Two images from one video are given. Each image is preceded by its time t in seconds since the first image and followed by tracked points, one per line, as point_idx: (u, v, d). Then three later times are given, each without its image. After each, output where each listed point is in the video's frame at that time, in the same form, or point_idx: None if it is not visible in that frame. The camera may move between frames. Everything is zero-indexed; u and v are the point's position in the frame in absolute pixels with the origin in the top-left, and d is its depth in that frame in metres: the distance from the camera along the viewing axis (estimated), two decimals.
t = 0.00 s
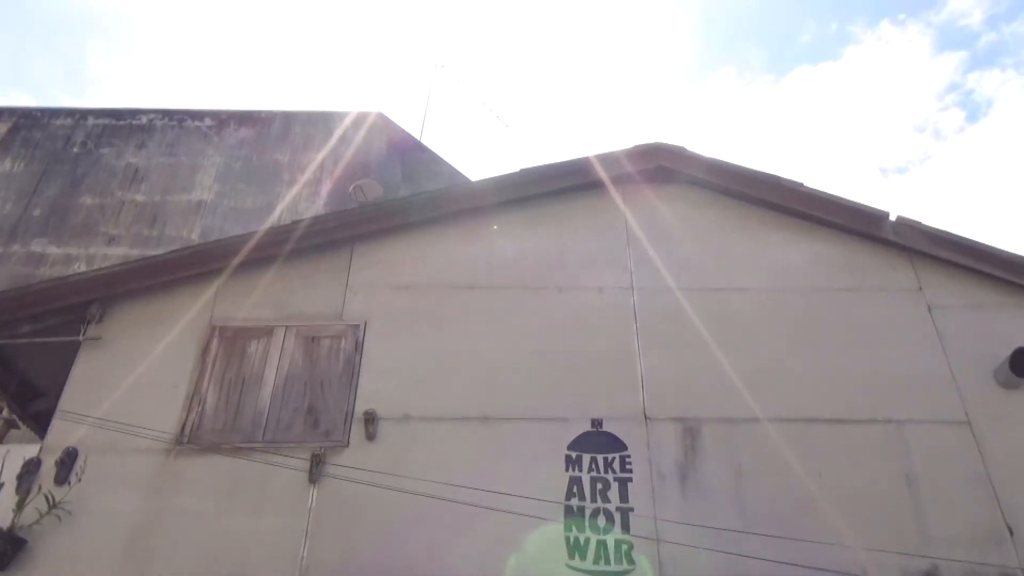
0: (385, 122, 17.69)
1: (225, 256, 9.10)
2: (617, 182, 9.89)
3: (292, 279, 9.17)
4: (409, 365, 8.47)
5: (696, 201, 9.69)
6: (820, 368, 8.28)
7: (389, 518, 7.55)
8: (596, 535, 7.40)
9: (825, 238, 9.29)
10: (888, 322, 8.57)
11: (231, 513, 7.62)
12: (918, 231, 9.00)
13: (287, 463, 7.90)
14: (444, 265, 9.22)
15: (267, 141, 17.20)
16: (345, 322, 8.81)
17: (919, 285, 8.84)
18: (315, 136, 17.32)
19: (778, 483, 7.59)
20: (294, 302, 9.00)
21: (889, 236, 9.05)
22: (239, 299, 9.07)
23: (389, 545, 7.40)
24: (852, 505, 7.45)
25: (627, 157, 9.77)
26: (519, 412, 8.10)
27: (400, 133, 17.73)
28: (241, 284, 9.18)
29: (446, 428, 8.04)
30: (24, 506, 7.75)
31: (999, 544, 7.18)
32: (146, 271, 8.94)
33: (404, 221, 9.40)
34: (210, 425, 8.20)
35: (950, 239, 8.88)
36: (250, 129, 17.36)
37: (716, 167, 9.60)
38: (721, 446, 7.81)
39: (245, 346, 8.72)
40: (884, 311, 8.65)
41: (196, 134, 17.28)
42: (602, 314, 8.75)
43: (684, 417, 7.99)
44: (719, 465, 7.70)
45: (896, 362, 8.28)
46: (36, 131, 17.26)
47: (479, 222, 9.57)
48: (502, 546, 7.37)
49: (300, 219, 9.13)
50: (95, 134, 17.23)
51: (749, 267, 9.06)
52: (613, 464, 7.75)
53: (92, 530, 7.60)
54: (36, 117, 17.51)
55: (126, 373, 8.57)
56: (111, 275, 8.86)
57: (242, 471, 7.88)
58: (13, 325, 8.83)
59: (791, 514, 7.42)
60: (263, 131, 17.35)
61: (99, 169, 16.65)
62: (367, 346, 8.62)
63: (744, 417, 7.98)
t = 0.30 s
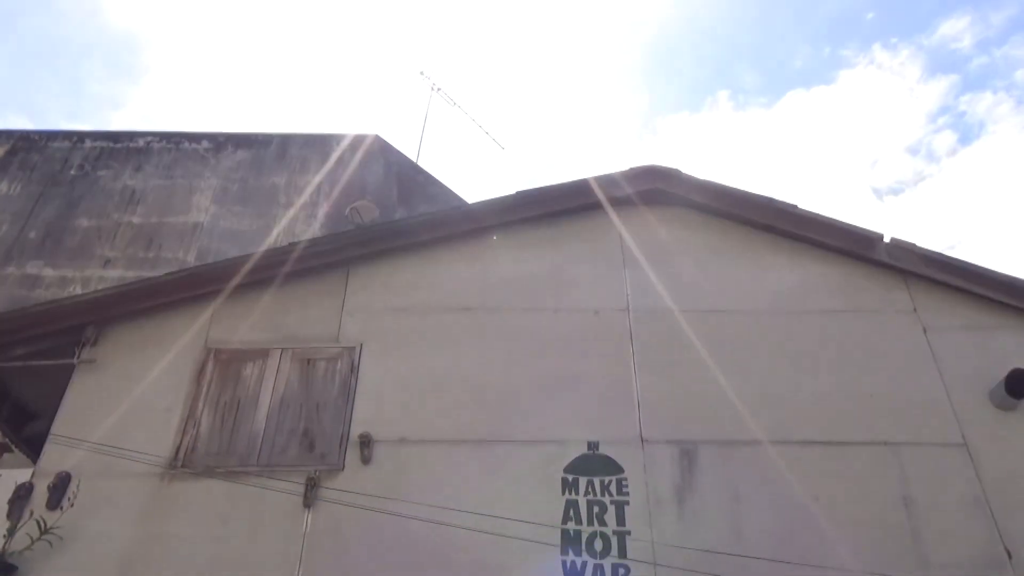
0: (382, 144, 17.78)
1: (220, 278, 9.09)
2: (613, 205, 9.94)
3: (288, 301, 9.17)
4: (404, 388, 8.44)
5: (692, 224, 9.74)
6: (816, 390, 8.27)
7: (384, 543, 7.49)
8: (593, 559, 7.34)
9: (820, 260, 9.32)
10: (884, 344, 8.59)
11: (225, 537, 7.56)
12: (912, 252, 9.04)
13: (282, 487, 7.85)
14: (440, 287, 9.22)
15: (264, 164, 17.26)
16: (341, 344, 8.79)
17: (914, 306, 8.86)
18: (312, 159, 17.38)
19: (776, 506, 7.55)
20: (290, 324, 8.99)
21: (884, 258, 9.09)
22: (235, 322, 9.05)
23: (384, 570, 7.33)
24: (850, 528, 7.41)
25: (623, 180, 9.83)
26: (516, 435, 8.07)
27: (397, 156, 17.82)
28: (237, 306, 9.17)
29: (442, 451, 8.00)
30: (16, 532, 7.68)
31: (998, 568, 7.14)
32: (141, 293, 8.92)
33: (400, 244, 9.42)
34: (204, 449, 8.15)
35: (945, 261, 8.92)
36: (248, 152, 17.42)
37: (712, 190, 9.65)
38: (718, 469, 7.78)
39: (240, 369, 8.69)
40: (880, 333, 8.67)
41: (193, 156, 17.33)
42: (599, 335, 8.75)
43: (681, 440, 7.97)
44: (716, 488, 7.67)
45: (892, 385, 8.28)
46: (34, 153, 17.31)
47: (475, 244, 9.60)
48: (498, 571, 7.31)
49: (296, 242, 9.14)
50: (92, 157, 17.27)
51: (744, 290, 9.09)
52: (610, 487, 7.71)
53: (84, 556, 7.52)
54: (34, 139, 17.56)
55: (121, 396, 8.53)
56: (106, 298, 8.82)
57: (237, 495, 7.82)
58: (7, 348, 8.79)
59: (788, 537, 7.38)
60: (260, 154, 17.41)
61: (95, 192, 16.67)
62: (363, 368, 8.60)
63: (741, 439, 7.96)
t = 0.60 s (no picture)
0: (379, 159, 17.83)
1: (216, 292, 9.07)
2: (610, 219, 9.96)
3: (284, 315, 9.16)
4: (401, 402, 8.43)
5: (688, 238, 9.77)
6: (812, 403, 8.27)
7: (380, 558, 7.45)
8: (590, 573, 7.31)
9: (815, 273, 9.35)
10: (879, 357, 8.60)
11: (220, 553, 7.50)
12: (907, 266, 9.07)
13: (277, 502, 7.81)
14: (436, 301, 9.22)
15: (261, 178, 17.28)
16: (337, 358, 8.78)
17: (909, 319, 8.89)
18: (308, 173, 17.41)
19: (773, 520, 7.53)
20: (286, 338, 8.98)
21: (879, 272, 9.12)
22: (231, 336, 9.03)
23: None
24: (847, 542, 7.39)
25: (620, 194, 9.87)
26: (513, 449, 8.05)
27: (394, 170, 17.86)
28: (233, 320, 9.15)
29: (439, 465, 7.97)
30: (8, 548, 7.60)
31: None
32: (136, 307, 8.90)
33: (396, 258, 9.43)
34: (199, 464, 8.11)
35: (940, 275, 8.94)
36: (244, 166, 17.44)
37: (707, 204, 9.68)
38: (716, 482, 7.76)
39: (235, 383, 8.67)
40: (875, 346, 8.68)
41: (189, 171, 17.34)
42: (595, 349, 8.75)
43: (678, 453, 7.96)
44: (713, 502, 7.65)
45: (888, 398, 8.29)
46: (30, 168, 17.30)
47: (472, 258, 9.60)
48: None
49: (292, 256, 9.14)
50: (88, 171, 17.27)
51: (740, 303, 9.10)
52: (607, 501, 7.68)
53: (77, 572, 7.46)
54: (30, 154, 17.56)
55: (115, 411, 8.49)
56: (100, 312, 8.81)
57: (232, 510, 7.78)
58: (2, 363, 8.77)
59: (786, 551, 7.36)
60: (256, 168, 17.43)
61: (92, 206, 16.67)
62: (359, 382, 8.58)
63: (738, 453, 7.95)
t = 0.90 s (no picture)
0: (376, 151, 17.79)
1: (213, 284, 9.07)
2: (608, 210, 9.95)
3: (281, 307, 9.15)
4: (399, 393, 8.44)
5: (685, 229, 9.77)
6: (809, 393, 8.30)
7: (378, 548, 7.47)
8: (588, 563, 7.34)
9: (813, 264, 9.36)
10: (876, 347, 8.62)
11: (219, 544, 7.52)
12: (904, 256, 9.08)
13: (275, 493, 7.82)
14: (434, 292, 9.22)
15: (257, 170, 17.23)
16: (334, 350, 8.78)
17: (906, 310, 8.90)
18: (305, 165, 17.36)
19: (770, 509, 7.56)
20: (283, 330, 8.97)
21: (876, 262, 9.14)
22: (228, 328, 9.03)
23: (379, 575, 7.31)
24: (843, 531, 7.43)
25: (617, 185, 9.86)
26: (510, 440, 8.07)
27: (391, 161, 17.82)
28: (230, 312, 9.14)
29: (437, 456, 7.99)
30: (6, 539, 7.61)
31: (992, 570, 7.17)
32: (134, 299, 8.89)
33: (394, 249, 9.42)
34: (197, 455, 8.12)
35: (937, 265, 8.96)
36: (241, 158, 17.39)
37: (705, 195, 9.68)
38: (713, 472, 7.79)
39: (233, 375, 8.67)
40: (872, 337, 8.70)
41: (186, 162, 17.29)
42: (593, 340, 8.76)
43: (676, 444, 7.98)
44: (711, 492, 7.68)
45: (885, 388, 8.31)
46: (26, 160, 17.25)
47: (469, 249, 9.60)
48: None
49: (290, 248, 9.14)
50: (84, 163, 17.21)
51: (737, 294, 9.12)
52: (605, 491, 7.71)
53: (76, 563, 7.48)
54: (25, 146, 17.49)
55: (113, 403, 8.49)
56: (98, 305, 8.81)
57: (230, 501, 7.79)
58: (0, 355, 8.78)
59: (783, 540, 7.39)
60: (253, 160, 17.38)
61: (88, 198, 16.62)
62: (357, 373, 8.59)
63: (734, 443, 7.97)
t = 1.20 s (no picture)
0: (375, 135, 17.72)
1: (213, 268, 9.06)
2: (607, 195, 9.93)
3: (280, 291, 9.15)
4: (398, 378, 8.45)
5: (685, 214, 9.75)
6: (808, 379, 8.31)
7: (377, 532, 7.51)
8: (586, 546, 7.38)
9: (812, 250, 9.35)
10: (875, 333, 8.63)
11: (219, 527, 7.56)
12: (904, 242, 9.08)
13: (275, 477, 7.85)
14: (433, 277, 9.21)
15: (256, 154, 17.17)
16: (333, 334, 8.79)
17: (905, 296, 8.90)
18: (304, 149, 17.31)
19: (768, 494, 7.59)
20: (283, 314, 8.97)
21: (876, 248, 9.13)
22: (228, 312, 9.03)
23: (378, 558, 7.35)
24: (840, 516, 7.46)
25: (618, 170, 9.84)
26: (509, 424, 8.09)
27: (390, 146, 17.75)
28: (230, 296, 9.14)
29: (436, 440, 8.01)
30: (8, 522, 7.64)
31: (988, 555, 7.21)
32: (134, 283, 8.89)
33: (393, 234, 9.40)
34: (197, 439, 8.14)
35: (937, 251, 8.96)
36: (239, 142, 17.32)
37: (705, 180, 9.66)
38: (711, 457, 7.82)
39: (233, 359, 8.68)
40: (871, 323, 8.71)
41: (184, 146, 17.22)
42: (592, 326, 8.76)
43: (674, 429, 8.00)
44: (708, 477, 7.70)
45: (883, 374, 8.33)
46: (23, 144, 17.17)
47: (469, 234, 9.58)
48: (492, 560, 7.34)
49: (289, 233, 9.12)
50: (82, 147, 17.14)
51: (737, 279, 9.11)
52: (603, 476, 7.74)
53: (77, 546, 7.51)
54: (22, 129, 17.41)
55: (113, 387, 8.51)
56: (97, 288, 8.80)
57: (230, 485, 7.82)
58: None
59: (781, 524, 7.43)
60: (252, 144, 17.31)
61: (86, 182, 16.57)
62: (356, 358, 8.60)
63: (733, 428, 8.00)
